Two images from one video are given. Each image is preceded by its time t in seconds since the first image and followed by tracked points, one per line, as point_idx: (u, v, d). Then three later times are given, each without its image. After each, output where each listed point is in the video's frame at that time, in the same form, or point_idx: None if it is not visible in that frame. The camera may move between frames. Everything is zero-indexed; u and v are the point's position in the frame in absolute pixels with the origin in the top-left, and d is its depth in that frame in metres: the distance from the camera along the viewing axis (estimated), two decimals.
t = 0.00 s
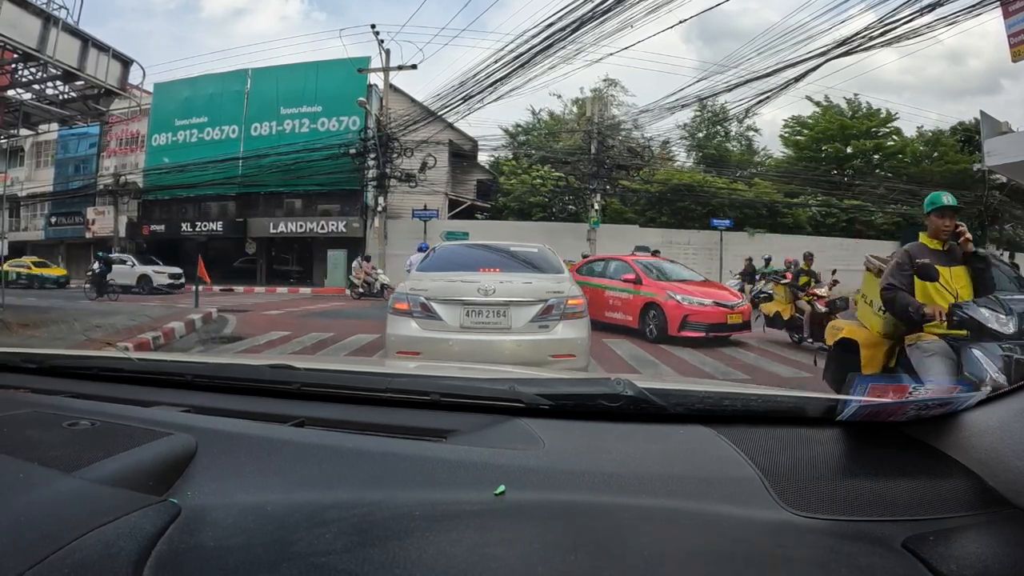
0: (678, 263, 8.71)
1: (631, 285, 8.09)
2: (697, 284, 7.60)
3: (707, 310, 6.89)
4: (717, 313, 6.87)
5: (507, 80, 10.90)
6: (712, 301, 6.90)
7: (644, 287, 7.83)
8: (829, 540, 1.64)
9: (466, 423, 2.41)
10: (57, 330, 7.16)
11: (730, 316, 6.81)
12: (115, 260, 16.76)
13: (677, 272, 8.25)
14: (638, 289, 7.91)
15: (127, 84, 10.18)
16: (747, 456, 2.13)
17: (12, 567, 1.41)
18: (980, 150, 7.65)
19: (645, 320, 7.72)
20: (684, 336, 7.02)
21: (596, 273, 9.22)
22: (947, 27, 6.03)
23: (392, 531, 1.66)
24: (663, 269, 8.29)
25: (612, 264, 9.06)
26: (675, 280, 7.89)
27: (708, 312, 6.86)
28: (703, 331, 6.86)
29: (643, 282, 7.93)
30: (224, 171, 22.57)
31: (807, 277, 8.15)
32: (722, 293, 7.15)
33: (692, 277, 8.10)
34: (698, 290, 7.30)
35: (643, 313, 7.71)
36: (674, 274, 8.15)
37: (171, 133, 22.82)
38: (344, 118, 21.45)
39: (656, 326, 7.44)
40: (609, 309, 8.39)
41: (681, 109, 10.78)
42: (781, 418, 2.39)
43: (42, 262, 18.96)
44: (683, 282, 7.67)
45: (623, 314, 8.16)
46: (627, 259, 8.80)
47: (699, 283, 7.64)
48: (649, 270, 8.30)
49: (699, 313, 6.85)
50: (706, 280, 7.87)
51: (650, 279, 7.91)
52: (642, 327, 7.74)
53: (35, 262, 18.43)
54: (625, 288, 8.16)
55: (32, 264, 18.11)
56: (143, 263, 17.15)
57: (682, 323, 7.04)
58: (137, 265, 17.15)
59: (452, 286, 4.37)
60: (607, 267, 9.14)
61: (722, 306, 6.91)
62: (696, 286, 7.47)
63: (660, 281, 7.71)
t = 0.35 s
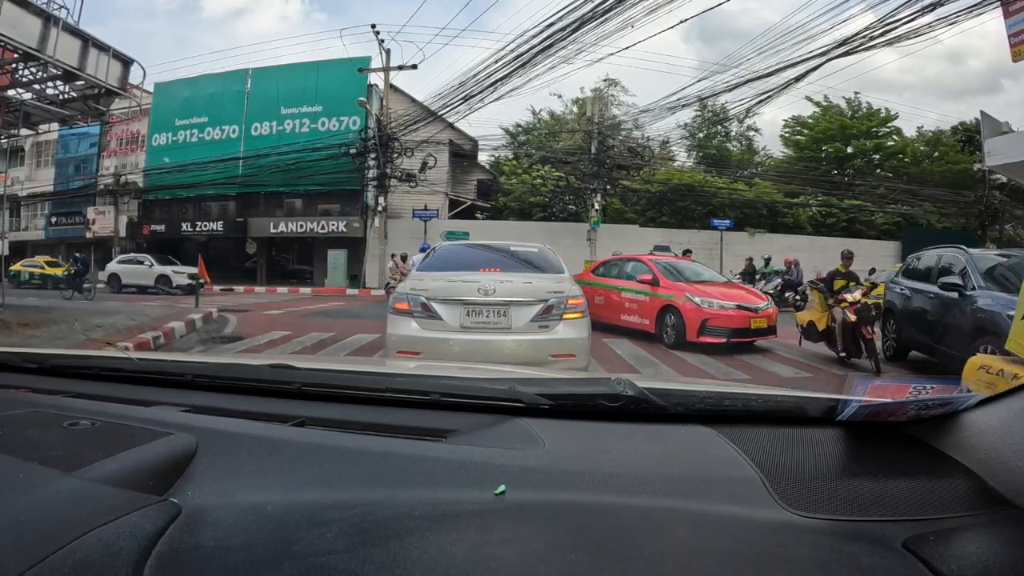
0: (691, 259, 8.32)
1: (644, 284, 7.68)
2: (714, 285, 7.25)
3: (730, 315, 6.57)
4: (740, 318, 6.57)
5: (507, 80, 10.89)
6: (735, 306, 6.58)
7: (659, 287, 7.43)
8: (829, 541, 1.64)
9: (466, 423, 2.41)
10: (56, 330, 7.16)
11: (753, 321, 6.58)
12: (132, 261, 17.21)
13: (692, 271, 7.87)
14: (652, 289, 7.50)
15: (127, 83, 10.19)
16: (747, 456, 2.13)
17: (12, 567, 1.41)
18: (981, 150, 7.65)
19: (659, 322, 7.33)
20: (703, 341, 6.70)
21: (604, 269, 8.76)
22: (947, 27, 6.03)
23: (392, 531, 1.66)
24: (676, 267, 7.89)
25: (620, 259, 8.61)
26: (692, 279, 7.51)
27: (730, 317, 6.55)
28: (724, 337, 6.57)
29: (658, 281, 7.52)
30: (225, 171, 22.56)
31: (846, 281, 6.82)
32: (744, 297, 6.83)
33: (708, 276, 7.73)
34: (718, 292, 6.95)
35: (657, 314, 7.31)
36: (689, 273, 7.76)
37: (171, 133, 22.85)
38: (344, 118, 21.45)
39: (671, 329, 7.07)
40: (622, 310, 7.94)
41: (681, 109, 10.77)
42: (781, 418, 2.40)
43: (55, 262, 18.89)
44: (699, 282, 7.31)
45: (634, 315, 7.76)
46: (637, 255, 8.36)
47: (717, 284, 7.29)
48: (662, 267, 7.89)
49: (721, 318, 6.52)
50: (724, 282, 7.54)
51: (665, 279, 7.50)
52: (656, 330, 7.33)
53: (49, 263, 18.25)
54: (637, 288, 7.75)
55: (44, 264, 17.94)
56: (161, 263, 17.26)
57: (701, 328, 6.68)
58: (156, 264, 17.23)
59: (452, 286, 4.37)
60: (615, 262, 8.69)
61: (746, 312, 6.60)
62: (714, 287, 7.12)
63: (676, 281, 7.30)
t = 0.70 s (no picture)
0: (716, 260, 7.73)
1: (663, 287, 7.17)
2: (738, 287, 6.66)
3: (753, 320, 5.98)
4: (764, 323, 5.97)
5: (507, 80, 10.88)
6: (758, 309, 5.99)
7: (678, 290, 6.91)
8: (830, 541, 1.64)
9: (465, 423, 2.41)
10: (56, 330, 7.13)
11: (779, 327, 5.97)
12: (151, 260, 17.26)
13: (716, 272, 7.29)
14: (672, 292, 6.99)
15: (127, 83, 10.17)
16: (747, 456, 2.13)
17: (12, 567, 1.41)
18: (982, 151, 7.64)
19: (679, 328, 6.81)
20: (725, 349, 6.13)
21: (624, 271, 8.27)
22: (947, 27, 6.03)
23: (392, 531, 1.66)
24: (699, 268, 7.33)
25: (641, 261, 8.09)
26: (715, 281, 6.94)
27: (752, 321, 5.97)
28: (747, 344, 5.98)
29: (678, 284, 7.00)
30: (225, 170, 22.55)
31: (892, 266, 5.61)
32: (770, 300, 6.21)
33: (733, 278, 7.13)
34: (740, 295, 6.37)
35: (677, 319, 6.80)
36: (713, 274, 7.18)
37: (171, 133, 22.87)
38: (344, 117, 21.44)
39: (692, 336, 6.53)
40: (640, 315, 7.50)
41: (682, 109, 10.75)
42: (781, 418, 2.40)
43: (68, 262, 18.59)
44: (722, 284, 6.73)
45: (654, 320, 7.26)
46: (658, 255, 7.84)
47: (741, 286, 6.70)
48: (683, 268, 7.36)
49: (742, 323, 5.96)
50: (750, 284, 6.92)
51: (685, 281, 6.97)
52: (676, 335, 6.84)
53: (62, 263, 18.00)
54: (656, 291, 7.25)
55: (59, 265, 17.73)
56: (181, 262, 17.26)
57: (721, 334, 6.13)
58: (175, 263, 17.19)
59: (453, 286, 4.37)
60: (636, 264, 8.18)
61: (770, 316, 5.99)
62: (737, 290, 6.53)
63: (696, 282, 6.79)
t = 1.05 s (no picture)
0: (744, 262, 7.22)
1: (683, 290, 6.71)
2: (764, 290, 6.16)
3: (780, 326, 5.48)
4: (791, 330, 5.47)
5: (507, 80, 10.89)
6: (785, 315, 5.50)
7: (700, 292, 6.44)
8: (830, 540, 1.64)
9: (466, 423, 2.41)
10: (57, 330, 7.12)
11: (808, 334, 5.46)
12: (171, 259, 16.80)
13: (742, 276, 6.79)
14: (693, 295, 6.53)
15: (127, 83, 10.17)
16: (748, 456, 2.13)
17: (12, 567, 1.41)
18: (982, 150, 7.65)
19: (700, 334, 6.34)
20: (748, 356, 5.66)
21: (645, 274, 7.82)
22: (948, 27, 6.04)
23: (393, 530, 1.66)
24: (723, 270, 6.84)
25: (663, 264, 7.64)
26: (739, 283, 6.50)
27: (778, 327, 5.50)
28: (772, 352, 5.48)
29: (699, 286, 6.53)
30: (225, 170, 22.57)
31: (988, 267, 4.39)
32: (798, 305, 5.70)
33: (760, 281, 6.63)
34: (767, 299, 5.86)
35: (698, 324, 6.33)
36: (739, 277, 6.69)
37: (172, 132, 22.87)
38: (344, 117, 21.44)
39: (713, 343, 6.05)
40: (657, 318, 7.13)
41: (682, 109, 10.77)
42: (781, 418, 2.39)
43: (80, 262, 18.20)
44: (748, 287, 6.24)
45: (674, 326, 6.79)
46: (681, 257, 7.37)
47: (768, 290, 6.19)
48: (707, 270, 6.88)
49: (767, 330, 5.46)
50: (779, 287, 6.39)
51: (707, 283, 6.51)
52: (694, 341, 6.41)
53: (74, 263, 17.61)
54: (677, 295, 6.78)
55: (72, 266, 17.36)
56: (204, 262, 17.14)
57: (744, 342, 5.65)
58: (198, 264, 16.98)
59: (453, 286, 4.37)
60: (658, 266, 7.72)
61: (798, 322, 5.49)
62: (763, 293, 6.04)
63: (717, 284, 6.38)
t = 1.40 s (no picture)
0: (778, 265, 6.49)
1: (708, 294, 6.06)
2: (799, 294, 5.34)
3: (814, 334, 4.61)
4: (827, 339, 4.58)
5: (507, 79, 10.91)
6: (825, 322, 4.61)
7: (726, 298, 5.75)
8: (830, 540, 1.64)
9: (466, 423, 2.41)
10: (57, 330, 7.11)
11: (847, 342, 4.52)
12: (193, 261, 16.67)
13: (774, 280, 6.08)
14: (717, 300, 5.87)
15: (127, 83, 10.17)
16: (748, 456, 2.13)
17: (12, 567, 1.41)
18: (982, 151, 7.66)
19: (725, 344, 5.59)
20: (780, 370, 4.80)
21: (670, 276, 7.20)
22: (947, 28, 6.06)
23: (392, 530, 1.66)
24: (753, 274, 6.15)
25: (689, 266, 7.01)
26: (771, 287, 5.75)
27: (813, 336, 4.63)
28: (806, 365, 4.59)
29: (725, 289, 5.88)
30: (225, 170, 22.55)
31: None
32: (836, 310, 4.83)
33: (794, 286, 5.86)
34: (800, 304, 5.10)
35: (721, 331, 5.67)
36: (769, 280, 6.01)
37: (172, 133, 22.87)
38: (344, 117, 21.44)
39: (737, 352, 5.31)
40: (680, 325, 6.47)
41: (681, 109, 10.78)
42: (782, 418, 2.39)
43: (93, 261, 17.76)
44: (780, 292, 5.50)
45: (697, 333, 6.14)
46: (708, 259, 6.73)
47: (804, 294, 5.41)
48: (735, 273, 6.21)
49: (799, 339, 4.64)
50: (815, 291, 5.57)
51: (733, 287, 5.84)
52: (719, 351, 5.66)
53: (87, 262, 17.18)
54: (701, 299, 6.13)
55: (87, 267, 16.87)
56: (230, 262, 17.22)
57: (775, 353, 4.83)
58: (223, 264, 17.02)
59: (453, 286, 4.37)
60: (684, 267, 7.10)
61: (837, 330, 4.55)
62: (796, 298, 5.26)
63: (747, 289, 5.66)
